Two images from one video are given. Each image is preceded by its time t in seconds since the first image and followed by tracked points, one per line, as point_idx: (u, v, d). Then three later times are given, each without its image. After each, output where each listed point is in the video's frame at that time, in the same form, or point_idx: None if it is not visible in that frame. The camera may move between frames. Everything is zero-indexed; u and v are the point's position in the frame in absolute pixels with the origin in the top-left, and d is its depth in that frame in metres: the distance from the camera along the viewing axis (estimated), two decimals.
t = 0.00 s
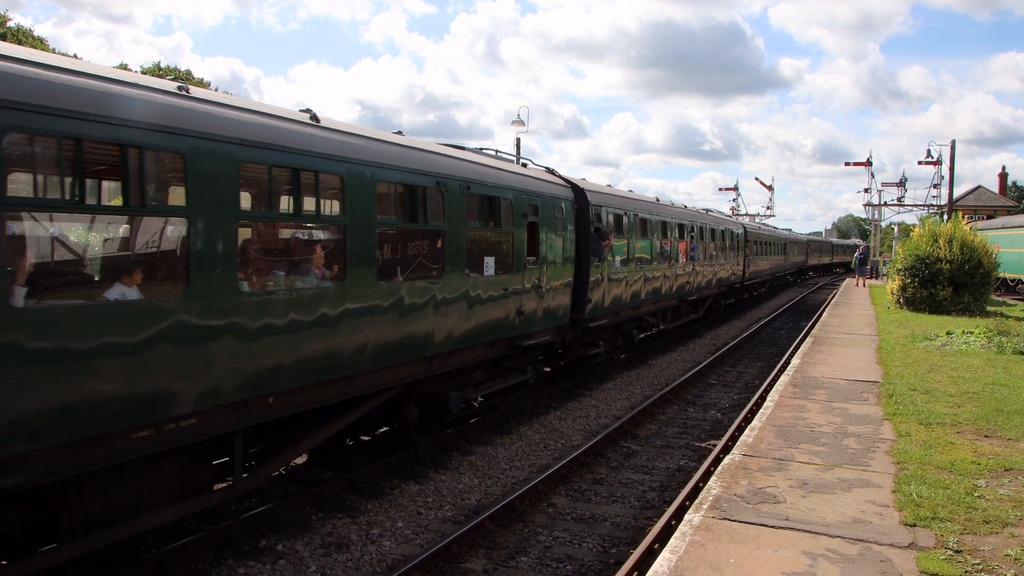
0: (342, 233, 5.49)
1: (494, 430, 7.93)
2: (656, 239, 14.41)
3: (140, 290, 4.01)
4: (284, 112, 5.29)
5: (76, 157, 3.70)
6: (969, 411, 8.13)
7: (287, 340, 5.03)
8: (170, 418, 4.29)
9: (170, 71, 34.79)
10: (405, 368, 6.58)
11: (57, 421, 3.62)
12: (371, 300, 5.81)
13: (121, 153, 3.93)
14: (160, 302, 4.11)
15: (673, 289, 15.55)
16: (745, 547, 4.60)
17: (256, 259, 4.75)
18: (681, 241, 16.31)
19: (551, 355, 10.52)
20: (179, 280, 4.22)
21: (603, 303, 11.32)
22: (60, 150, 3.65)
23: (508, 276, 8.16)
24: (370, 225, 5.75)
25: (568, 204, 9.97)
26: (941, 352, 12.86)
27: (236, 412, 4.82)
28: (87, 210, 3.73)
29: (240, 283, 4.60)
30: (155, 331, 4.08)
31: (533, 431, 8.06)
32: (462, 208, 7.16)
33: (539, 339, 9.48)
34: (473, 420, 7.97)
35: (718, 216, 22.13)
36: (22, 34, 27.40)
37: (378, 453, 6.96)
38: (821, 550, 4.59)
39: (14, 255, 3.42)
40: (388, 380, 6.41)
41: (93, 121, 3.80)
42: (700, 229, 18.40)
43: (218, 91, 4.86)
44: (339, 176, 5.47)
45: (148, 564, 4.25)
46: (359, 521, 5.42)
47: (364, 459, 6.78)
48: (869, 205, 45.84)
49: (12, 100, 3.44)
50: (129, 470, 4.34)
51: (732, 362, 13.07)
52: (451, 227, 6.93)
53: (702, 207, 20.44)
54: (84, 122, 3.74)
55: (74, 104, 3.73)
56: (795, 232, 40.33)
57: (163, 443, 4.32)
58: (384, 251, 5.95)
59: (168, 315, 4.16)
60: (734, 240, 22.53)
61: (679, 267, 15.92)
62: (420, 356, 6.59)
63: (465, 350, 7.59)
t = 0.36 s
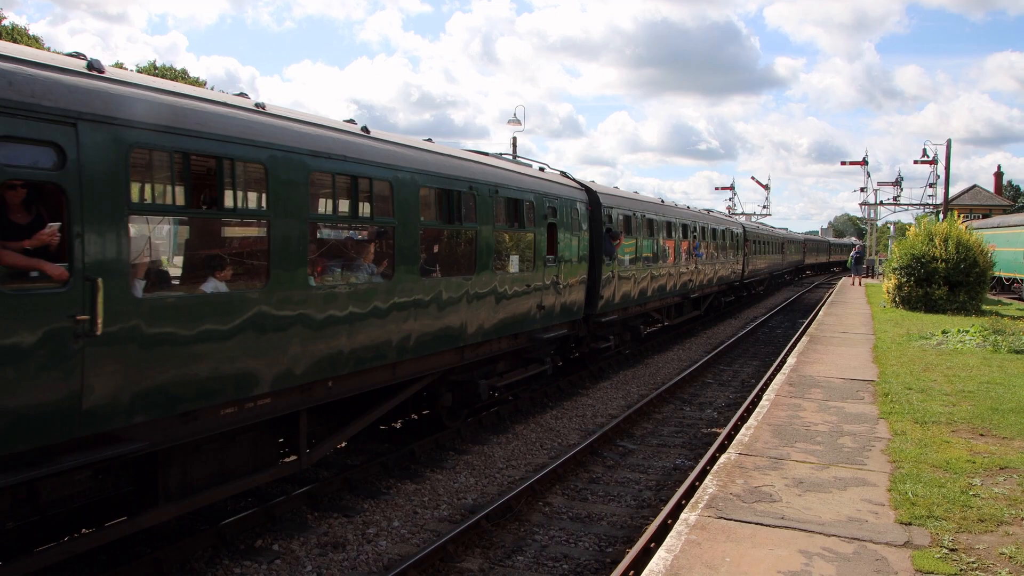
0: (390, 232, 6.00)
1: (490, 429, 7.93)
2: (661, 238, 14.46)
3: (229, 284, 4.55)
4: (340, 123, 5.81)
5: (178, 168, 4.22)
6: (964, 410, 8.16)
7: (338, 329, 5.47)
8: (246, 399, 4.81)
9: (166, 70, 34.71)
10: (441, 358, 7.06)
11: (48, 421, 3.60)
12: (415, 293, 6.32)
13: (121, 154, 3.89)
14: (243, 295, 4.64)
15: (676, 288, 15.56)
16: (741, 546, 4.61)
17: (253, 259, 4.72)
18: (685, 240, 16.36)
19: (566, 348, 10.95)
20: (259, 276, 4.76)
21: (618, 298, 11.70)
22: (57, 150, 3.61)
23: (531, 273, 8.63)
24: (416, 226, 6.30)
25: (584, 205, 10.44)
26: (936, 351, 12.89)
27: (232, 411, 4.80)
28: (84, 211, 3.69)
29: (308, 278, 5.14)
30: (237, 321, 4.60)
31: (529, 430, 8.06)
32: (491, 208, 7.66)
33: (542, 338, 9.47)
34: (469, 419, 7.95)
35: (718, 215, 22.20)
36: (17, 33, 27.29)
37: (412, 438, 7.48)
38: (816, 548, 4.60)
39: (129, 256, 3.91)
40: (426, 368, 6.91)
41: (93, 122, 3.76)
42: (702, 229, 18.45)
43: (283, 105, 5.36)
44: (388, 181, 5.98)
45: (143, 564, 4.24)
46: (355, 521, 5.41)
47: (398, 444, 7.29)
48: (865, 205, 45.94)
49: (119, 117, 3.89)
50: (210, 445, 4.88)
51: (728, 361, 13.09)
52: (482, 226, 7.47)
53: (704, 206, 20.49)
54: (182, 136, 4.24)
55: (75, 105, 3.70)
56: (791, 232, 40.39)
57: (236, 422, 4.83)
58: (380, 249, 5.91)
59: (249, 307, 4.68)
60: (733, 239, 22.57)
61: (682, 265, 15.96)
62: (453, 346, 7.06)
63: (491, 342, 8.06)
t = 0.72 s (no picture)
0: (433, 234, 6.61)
1: (488, 428, 7.93)
2: (665, 237, 14.48)
3: (300, 279, 5.12)
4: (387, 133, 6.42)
5: (262, 176, 4.81)
6: (961, 409, 8.17)
7: (386, 321, 6.03)
8: (311, 382, 5.38)
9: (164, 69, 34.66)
10: (473, 348, 7.63)
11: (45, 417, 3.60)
12: (452, 289, 6.93)
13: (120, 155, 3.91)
14: (312, 288, 5.22)
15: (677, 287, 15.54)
16: (738, 545, 4.61)
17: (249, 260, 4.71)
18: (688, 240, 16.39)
19: (579, 342, 11.41)
20: (326, 272, 5.34)
21: (629, 295, 12.21)
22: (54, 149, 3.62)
23: (552, 271, 9.19)
24: (454, 228, 6.92)
25: (598, 206, 10.99)
26: (933, 350, 12.91)
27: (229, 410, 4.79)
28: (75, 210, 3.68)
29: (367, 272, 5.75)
30: (306, 312, 5.18)
31: (527, 429, 8.07)
32: (516, 211, 8.26)
33: (542, 337, 9.46)
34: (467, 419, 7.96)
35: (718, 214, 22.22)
36: (15, 32, 27.30)
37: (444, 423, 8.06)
38: (814, 547, 4.60)
39: (225, 253, 4.51)
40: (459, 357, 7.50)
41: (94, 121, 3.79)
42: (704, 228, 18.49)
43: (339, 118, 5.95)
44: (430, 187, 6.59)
45: (141, 564, 4.23)
46: (353, 520, 5.40)
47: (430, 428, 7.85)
48: (863, 204, 45.98)
49: (212, 133, 4.45)
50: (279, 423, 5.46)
51: (726, 360, 13.11)
52: (508, 227, 8.07)
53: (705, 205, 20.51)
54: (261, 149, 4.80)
55: (76, 105, 3.72)
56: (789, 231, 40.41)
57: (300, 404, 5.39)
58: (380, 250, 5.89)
59: (317, 299, 5.27)
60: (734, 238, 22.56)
61: (683, 264, 15.96)
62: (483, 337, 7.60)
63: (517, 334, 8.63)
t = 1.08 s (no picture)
0: (469, 236, 7.33)
1: (487, 426, 7.93)
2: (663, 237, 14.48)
3: (359, 274, 5.77)
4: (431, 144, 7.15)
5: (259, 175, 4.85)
6: (961, 407, 8.18)
7: (428, 314, 6.70)
8: (366, 366, 6.02)
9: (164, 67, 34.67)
10: (502, 339, 8.32)
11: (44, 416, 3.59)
12: (485, 285, 7.65)
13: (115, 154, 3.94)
14: (369, 282, 5.90)
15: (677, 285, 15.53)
16: (737, 543, 4.62)
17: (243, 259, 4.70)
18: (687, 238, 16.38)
19: (594, 336, 12.01)
20: (380, 269, 6.01)
21: (638, 292, 12.80)
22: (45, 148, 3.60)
23: (570, 268, 9.89)
24: (488, 230, 7.65)
25: (611, 207, 11.64)
26: (933, 349, 12.91)
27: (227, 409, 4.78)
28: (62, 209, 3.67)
29: (415, 271, 6.45)
30: (364, 304, 5.87)
31: (526, 428, 8.07)
32: (540, 214, 8.97)
33: (541, 335, 9.45)
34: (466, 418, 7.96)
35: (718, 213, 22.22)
36: (14, 31, 27.27)
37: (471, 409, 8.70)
38: (813, 546, 4.60)
39: (303, 251, 5.19)
40: (489, 347, 8.17)
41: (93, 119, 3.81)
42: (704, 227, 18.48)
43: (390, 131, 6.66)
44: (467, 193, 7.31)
45: (140, 563, 4.23)
46: (352, 518, 5.40)
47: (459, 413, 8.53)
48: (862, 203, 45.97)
49: (291, 145, 5.10)
50: (336, 405, 6.14)
51: (726, 359, 13.12)
52: (533, 228, 8.76)
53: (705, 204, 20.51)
54: (310, 154, 5.26)
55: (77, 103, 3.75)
56: (789, 230, 40.38)
57: (355, 386, 6.03)
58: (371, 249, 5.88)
59: (372, 293, 5.93)
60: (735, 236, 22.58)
61: (683, 263, 15.96)
62: (509, 330, 8.27)
63: (540, 326, 9.31)
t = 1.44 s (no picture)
0: (497, 237, 7.97)
1: (485, 425, 7.93)
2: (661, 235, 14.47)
3: (405, 271, 6.39)
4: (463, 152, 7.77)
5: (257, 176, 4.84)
6: (957, 406, 8.20)
7: (462, 308, 7.33)
8: (409, 355, 6.62)
9: (160, 66, 34.69)
10: (525, 332, 8.94)
11: (41, 419, 3.59)
12: (511, 282, 8.28)
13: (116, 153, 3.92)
14: (413, 279, 6.49)
15: (675, 284, 15.54)
16: (735, 542, 4.62)
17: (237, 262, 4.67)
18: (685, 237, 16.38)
19: (605, 331, 12.65)
20: (422, 266, 6.63)
21: (645, 289, 13.44)
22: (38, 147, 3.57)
23: (585, 266, 10.52)
24: (512, 231, 8.29)
25: (622, 209, 12.28)
26: (930, 348, 12.93)
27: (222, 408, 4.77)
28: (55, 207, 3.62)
29: (450, 269, 7.04)
30: (409, 298, 6.47)
31: (523, 427, 8.07)
32: (558, 216, 9.60)
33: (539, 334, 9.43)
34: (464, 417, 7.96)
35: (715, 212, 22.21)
36: (10, 29, 27.23)
37: (492, 398, 9.24)
38: (810, 545, 4.61)
39: (361, 250, 5.80)
40: (512, 339, 8.76)
41: (91, 119, 3.81)
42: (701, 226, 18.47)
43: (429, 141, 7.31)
44: (495, 197, 7.95)
45: (138, 563, 4.22)
46: (350, 518, 5.40)
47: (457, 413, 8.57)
48: (860, 202, 46.02)
49: (292, 146, 5.13)
50: (365, 395, 6.54)
51: (723, 358, 13.12)
52: (551, 229, 9.39)
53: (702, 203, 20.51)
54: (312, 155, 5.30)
55: (75, 103, 3.74)
56: (787, 229, 40.39)
57: (398, 373, 6.62)
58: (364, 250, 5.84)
59: (416, 288, 6.55)
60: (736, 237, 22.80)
61: (682, 262, 15.96)
62: (530, 324, 8.88)
63: (557, 320, 9.94)
